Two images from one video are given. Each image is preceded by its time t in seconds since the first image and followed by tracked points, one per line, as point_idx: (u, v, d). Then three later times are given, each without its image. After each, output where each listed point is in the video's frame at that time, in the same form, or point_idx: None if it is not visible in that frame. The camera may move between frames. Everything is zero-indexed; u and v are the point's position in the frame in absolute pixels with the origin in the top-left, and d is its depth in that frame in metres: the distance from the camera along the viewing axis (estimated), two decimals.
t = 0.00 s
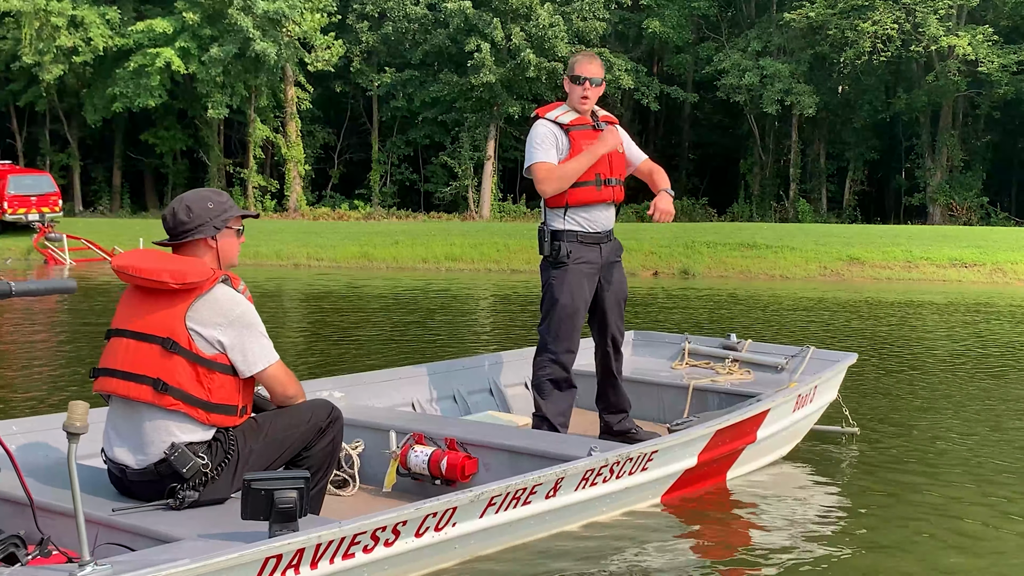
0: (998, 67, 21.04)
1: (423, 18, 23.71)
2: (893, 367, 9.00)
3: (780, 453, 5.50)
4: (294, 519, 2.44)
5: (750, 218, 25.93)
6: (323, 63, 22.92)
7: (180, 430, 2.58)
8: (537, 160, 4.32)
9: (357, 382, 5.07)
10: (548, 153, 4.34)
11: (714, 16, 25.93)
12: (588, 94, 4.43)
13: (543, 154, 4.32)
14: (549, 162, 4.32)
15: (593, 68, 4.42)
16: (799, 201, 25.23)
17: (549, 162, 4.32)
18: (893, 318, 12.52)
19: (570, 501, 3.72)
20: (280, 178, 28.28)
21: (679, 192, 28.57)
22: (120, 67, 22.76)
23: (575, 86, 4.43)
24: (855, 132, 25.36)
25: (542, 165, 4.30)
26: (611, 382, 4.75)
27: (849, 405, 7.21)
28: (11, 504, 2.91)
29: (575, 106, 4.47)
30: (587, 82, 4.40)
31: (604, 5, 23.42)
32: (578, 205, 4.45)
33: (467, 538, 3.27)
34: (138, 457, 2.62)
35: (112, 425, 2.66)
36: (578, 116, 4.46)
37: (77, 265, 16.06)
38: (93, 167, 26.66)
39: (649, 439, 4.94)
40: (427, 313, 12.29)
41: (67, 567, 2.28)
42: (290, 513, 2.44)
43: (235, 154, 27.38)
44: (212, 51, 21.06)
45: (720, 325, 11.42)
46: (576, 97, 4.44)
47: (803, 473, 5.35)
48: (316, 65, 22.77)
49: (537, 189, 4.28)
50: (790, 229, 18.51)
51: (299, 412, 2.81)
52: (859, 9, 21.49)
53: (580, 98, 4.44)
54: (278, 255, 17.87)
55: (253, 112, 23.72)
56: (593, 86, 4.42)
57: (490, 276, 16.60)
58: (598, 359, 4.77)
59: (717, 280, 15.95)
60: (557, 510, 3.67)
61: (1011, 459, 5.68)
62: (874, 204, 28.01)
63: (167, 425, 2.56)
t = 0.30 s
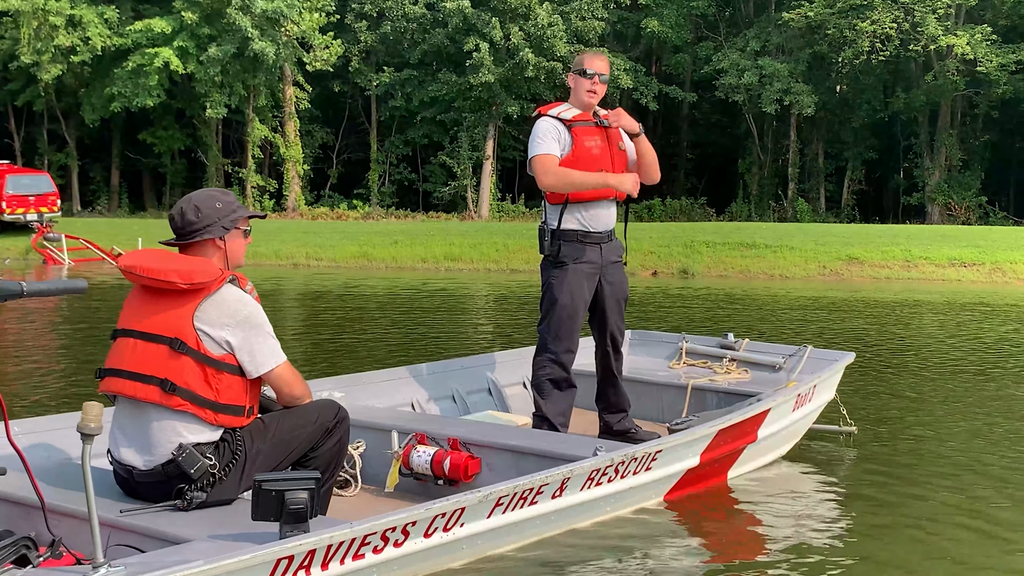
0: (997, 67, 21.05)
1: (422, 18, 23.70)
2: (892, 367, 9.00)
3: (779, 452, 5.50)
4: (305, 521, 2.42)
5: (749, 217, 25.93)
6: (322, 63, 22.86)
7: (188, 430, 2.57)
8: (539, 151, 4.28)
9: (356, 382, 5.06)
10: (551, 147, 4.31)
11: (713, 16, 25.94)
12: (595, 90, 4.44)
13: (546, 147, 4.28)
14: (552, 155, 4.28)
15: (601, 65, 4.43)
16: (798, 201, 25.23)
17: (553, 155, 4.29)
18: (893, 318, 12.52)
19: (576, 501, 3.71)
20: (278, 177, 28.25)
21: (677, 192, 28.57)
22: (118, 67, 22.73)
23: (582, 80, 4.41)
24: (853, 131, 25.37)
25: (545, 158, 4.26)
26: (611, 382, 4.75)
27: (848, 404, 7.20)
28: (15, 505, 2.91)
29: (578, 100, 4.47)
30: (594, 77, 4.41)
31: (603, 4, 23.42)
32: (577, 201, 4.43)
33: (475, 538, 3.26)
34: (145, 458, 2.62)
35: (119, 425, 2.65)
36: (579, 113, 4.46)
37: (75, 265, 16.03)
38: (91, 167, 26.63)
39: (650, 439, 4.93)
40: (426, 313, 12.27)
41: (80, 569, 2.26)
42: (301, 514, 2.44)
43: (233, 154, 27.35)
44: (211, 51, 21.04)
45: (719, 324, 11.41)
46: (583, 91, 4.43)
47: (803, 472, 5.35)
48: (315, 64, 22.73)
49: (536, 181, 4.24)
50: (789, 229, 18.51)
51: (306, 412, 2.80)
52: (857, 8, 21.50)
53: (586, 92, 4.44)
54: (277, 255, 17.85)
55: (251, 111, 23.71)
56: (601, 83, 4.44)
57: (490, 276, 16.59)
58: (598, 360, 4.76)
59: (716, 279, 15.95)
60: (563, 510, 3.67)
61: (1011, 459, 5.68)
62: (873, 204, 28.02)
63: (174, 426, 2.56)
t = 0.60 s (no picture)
0: (994, 66, 21.07)
1: (419, 17, 23.68)
2: (891, 367, 8.99)
3: (779, 451, 5.51)
4: (315, 522, 2.43)
5: (746, 217, 25.94)
6: (319, 62, 22.81)
7: (195, 431, 2.55)
8: (539, 154, 4.29)
9: (355, 381, 5.05)
10: (550, 147, 4.31)
11: (711, 15, 25.94)
12: (592, 89, 4.42)
13: (545, 149, 4.29)
14: (552, 155, 4.29)
15: (598, 64, 4.40)
16: (796, 200, 25.23)
17: (552, 154, 4.29)
18: (891, 317, 12.52)
19: (580, 501, 3.70)
20: (275, 177, 28.20)
21: (674, 192, 28.58)
22: (115, 66, 22.69)
23: (579, 80, 4.41)
24: (850, 131, 25.40)
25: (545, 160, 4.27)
26: (610, 382, 4.73)
27: (846, 403, 7.21)
28: (16, 505, 2.90)
29: (576, 100, 4.47)
30: (591, 77, 4.39)
31: (601, 4, 23.43)
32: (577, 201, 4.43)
33: (481, 539, 3.25)
34: (151, 459, 2.60)
35: (124, 425, 2.63)
36: (578, 112, 4.45)
37: (72, 265, 15.99)
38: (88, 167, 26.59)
39: (650, 439, 4.91)
40: (424, 313, 12.26)
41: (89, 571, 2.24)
42: (310, 516, 2.42)
43: (231, 153, 27.32)
44: (208, 50, 21.02)
45: (718, 324, 11.41)
46: (581, 91, 4.42)
47: (804, 472, 5.35)
48: (312, 64, 22.67)
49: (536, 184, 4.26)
50: (788, 229, 18.51)
51: (312, 413, 2.79)
52: (855, 7, 21.52)
53: (584, 92, 4.43)
54: (275, 255, 17.83)
55: (249, 111, 23.69)
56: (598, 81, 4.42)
57: (488, 276, 16.58)
58: (597, 359, 4.75)
59: (714, 279, 15.95)
60: (568, 510, 3.66)
61: (1011, 458, 5.68)
62: (869, 203, 28.04)
63: (181, 428, 2.54)
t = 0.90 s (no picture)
0: (992, 67, 21.11)
1: (417, 17, 23.68)
2: (888, 367, 9.00)
3: (778, 451, 5.51)
4: (323, 523, 2.43)
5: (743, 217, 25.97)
6: (316, 62, 22.77)
7: (201, 432, 2.55)
8: (535, 157, 4.30)
9: (354, 381, 5.04)
10: (547, 150, 4.32)
11: (708, 15, 25.95)
12: (585, 89, 4.42)
13: (541, 152, 4.30)
14: (548, 159, 4.30)
15: (590, 63, 4.39)
16: (793, 200, 25.25)
17: (548, 157, 4.30)
18: (889, 317, 12.54)
19: (585, 501, 3.70)
20: (272, 177, 28.17)
21: (671, 192, 28.59)
22: (112, 66, 22.63)
23: (572, 81, 4.42)
24: (847, 131, 25.42)
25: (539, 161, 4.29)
26: (609, 382, 4.73)
27: (844, 404, 7.21)
28: (20, 507, 2.89)
29: (575, 101, 4.47)
30: (583, 76, 4.39)
31: (599, 4, 23.43)
32: (576, 202, 4.43)
33: (487, 540, 3.25)
34: (156, 460, 2.60)
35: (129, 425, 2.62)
36: (578, 112, 4.45)
37: (69, 264, 15.96)
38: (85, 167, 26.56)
39: (649, 439, 4.91)
40: (422, 313, 12.24)
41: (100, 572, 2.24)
42: (319, 516, 2.42)
43: (228, 153, 27.29)
44: (205, 49, 21.00)
45: (715, 324, 11.41)
46: (574, 92, 4.43)
47: (804, 472, 5.36)
48: (310, 63, 22.62)
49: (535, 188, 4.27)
50: (785, 229, 18.51)
51: (317, 414, 2.78)
52: (853, 8, 21.55)
53: (577, 92, 4.44)
54: (272, 255, 17.81)
55: (246, 110, 23.66)
56: (590, 80, 4.41)
57: (485, 276, 16.56)
58: (596, 360, 4.74)
59: (711, 279, 15.96)
60: (573, 510, 3.65)
61: (1010, 458, 5.69)
62: (866, 204, 28.05)
63: (188, 428, 2.53)
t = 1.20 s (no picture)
0: (990, 67, 21.13)
1: (415, 17, 23.67)
2: (886, 367, 9.00)
3: (778, 451, 5.50)
4: (334, 523, 2.41)
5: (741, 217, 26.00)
6: (315, 62, 22.72)
7: (208, 433, 2.53)
8: (535, 162, 4.30)
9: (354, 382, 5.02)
10: (546, 154, 4.31)
11: (707, 15, 25.95)
12: (583, 93, 4.41)
13: (540, 157, 4.30)
14: (547, 164, 4.30)
15: (586, 65, 4.38)
16: (791, 200, 25.28)
17: (548, 163, 4.30)
18: (888, 317, 12.55)
19: (590, 502, 3.69)
20: (270, 177, 28.14)
21: (669, 192, 28.60)
22: (110, 65, 22.59)
23: (570, 84, 4.41)
24: (845, 132, 25.45)
25: (540, 170, 4.29)
26: (608, 382, 4.72)
27: (842, 404, 7.20)
28: (24, 510, 2.88)
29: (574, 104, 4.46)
30: (581, 79, 4.38)
31: (597, 4, 23.44)
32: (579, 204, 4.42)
33: (494, 541, 3.23)
34: (163, 461, 2.58)
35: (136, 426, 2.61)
36: (578, 115, 4.43)
37: (66, 264, 15.93)
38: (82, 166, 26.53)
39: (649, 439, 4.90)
40: (421, 313, 12.23)
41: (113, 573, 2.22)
42: (330, 517, 2.40)
43: (226, 152, 27.27)
44: (203, 49, 20.98)
45: (714, 325, 11.41)
46: (573, 96, 4.42)
47: (804, 472, 5.36)
48: (308, 63, 22.57)
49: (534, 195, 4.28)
50: (783, 229, 18.51)
51: (323, 414, 2.77)
52: (851, 8, 21.56)
53: (576, 95, 4.42)
54: (270, 255, 17.78)
55: (243, 110, 23.63)
56: (586, 83, 4.39)
57: (483, 276, 16.55)
58: (595, 360, 4.74)
59: (710, 279, 15.96)
60: (578, 511, 3.64)
61: (1009, 459, 5.69)
62: (864, 204, 28.06)
63: (196, 429, 2.52)
